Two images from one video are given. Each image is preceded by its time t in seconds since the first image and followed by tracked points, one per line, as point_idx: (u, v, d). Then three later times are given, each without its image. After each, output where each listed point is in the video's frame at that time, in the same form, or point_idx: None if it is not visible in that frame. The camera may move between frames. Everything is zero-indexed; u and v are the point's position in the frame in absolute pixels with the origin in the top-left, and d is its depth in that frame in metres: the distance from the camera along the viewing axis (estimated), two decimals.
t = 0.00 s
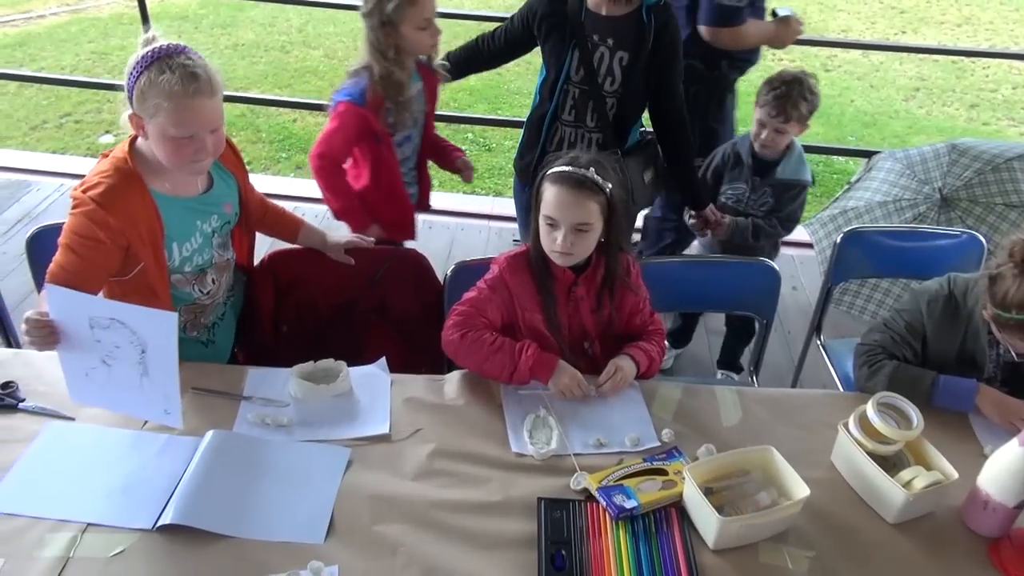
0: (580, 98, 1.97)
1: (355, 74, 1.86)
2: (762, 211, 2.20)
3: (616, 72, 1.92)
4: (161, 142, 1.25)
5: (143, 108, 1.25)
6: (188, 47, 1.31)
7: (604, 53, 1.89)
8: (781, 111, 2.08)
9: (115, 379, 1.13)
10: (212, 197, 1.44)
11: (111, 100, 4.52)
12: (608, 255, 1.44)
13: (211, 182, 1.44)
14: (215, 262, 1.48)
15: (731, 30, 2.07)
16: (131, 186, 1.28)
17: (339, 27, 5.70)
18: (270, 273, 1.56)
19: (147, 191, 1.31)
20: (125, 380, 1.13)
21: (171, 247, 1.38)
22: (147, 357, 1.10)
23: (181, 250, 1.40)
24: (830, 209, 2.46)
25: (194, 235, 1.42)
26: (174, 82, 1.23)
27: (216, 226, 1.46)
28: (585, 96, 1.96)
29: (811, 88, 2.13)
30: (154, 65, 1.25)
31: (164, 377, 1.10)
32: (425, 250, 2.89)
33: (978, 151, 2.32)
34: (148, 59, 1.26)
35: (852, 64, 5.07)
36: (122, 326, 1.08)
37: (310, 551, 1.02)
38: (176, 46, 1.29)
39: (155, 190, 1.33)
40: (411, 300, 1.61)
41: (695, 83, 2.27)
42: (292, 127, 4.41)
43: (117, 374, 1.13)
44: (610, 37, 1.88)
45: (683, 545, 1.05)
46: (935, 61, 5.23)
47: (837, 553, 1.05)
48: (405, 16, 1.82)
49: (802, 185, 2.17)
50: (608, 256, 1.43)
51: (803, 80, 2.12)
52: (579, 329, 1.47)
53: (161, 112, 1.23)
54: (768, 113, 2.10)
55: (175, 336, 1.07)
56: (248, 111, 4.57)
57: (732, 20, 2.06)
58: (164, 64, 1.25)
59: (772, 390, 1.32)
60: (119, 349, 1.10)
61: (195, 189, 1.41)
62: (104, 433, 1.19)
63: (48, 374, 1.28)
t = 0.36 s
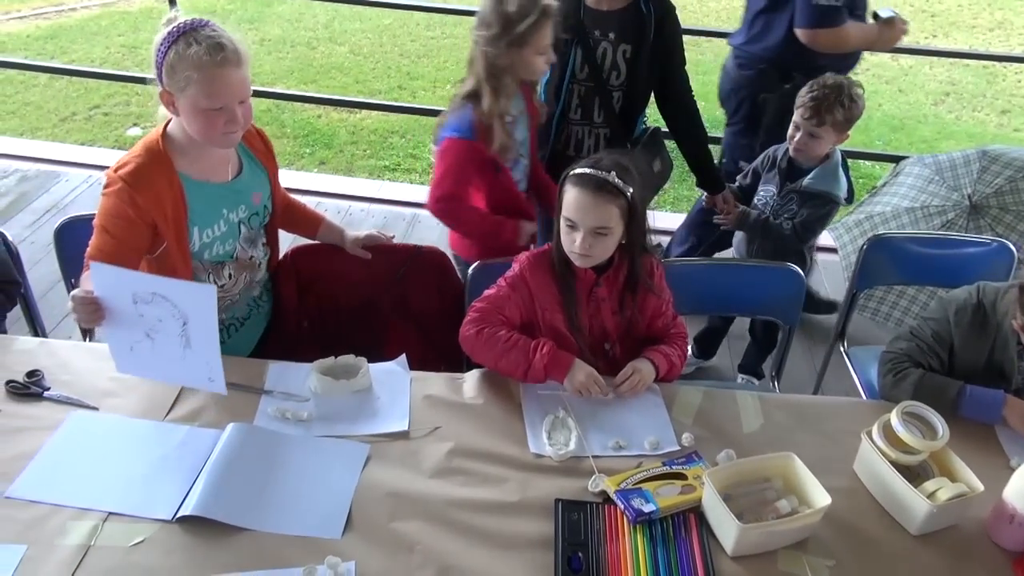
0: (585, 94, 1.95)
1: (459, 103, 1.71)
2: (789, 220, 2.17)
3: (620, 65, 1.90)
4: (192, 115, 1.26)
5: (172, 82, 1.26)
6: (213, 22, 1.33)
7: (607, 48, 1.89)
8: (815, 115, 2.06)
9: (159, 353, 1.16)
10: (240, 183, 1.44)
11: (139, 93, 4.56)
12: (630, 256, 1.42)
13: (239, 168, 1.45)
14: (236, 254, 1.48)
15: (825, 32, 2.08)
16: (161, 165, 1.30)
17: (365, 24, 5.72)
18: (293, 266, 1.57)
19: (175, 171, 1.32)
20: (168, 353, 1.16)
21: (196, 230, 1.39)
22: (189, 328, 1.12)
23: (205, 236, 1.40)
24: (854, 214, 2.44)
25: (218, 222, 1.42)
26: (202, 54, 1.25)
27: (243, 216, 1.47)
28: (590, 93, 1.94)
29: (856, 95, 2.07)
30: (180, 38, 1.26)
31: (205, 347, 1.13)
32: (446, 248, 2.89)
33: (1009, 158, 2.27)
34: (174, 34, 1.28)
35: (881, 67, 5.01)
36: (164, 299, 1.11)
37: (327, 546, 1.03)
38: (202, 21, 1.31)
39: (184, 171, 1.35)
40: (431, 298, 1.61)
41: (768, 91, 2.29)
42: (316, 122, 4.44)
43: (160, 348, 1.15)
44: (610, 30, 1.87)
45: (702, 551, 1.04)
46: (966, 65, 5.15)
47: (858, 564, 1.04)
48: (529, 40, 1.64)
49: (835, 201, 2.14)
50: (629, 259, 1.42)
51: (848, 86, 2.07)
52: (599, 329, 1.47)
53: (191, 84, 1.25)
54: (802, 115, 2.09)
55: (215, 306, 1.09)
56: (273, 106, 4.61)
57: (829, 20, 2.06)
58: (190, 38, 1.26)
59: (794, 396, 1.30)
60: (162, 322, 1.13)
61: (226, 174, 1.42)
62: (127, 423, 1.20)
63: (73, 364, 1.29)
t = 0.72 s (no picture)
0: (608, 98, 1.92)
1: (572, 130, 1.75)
2: (793, 219, 2.14)
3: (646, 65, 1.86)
4: (231, 119, 1.27)
5: (214, 84, 1.27)
6: (259, 27, 1.34)
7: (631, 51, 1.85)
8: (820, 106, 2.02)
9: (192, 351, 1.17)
10: (271, 187, 1.45)
11: (167, 87, 4.61)
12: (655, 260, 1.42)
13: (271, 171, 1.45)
14: (256, 262, 1.46)
15: (929, 32, 1.89)
16: (195, 164, 1.32)
17: (390, 22, 5.74)
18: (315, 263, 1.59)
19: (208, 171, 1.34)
20: (202, 351, 1.17)
21: (221, 230, 1.39)
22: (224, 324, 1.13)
23: (230, 237, 1.40)
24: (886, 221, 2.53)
25: (245, 225, 1.42)
26: (247, 62, 1.25)
27: (272, 223, 1.47)
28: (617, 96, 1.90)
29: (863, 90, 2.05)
30: (226, 41, 1.27)
31: (240, 345, 1.14)
32: (467, 247, 2.89)
33: None
34: (221, 36, 1.28)
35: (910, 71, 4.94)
36: (202, 296, 1.12)
37: (345, 543, 1.03)
38: (249, 24, 1.31)
39: (217, 171, 1.36)
40: (453, 297, 1.61)
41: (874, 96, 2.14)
42: (340, 120, 4.46)
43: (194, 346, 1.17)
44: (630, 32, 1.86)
45: (721, 558, 1.03)
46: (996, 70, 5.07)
47: None
48: (649, 57, 1.68)
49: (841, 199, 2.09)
50: (654, 263, 1.41)
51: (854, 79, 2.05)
52: (621, 333, 1.46)
53: (232, 89, 1.25)
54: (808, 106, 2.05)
55: (251, 304, 1.11)
56: (298, 103, 4.63)
57: (936, 21, 1.87)
58: (237, 43, 1.27)
59: (818, 403, 1.29)
60: (198, 318, 1.14)
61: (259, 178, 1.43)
62: (149, 416, 1.21)
63: (97, 356, 1.31)
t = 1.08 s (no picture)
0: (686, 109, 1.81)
1: (694, 127, 1.69)
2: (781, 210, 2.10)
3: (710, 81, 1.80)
4: (251, 140, 1.28)
5: (236, 105, 1.27)
6: (289, 50, 1.34)
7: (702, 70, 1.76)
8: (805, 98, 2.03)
9: (241, 373, 1.15)
10: (285, 205, 1.45)
11: (194, 83, 4.66)
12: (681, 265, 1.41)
13: (286, 189, 1.45)
14: (260, 274, 1.46)
15: None
16: (211, 182, 1.33)
17: (415, 21, 5.76)
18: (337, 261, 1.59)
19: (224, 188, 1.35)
20: (249, 374, 1.15)
21: (229, 244, 1.40)
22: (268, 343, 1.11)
23: (239, 253, 1.41)
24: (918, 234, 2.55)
25: (256, 242, 1.43)
26: (272, 88, 1.25)
27: (282, 239, 1.47)
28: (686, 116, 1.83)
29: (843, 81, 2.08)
30: (254, 64, 1.27)
31: (285, 363, 1.12)
32: (489, 246, 2.89)
33: None
34: (247, 59, 1.28)
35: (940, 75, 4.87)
36: (243, 316, 1.11)
37: (365, 542, 1.03)
38: (278, 47, 1.32)
39: (233, 188, 1.37)
40: (476, 298, 1.61)
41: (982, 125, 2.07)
42: (364, 117, 4.48)
43: (243, 370, 1.15)
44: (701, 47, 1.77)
45: (743, 567, 1.02)
46: None
47: None
48: (769, 55, 1.65)
49: (825, 185, 2.09)
50: (679, 271, 1.41)
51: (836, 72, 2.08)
52: (644, 335, 1.45)
53: (256, 113, 1.26)
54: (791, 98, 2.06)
55: (292, 318, 1.08)
56: (323, 101, 4.66)
57: None
58: (265, 67, 1.27)
59: (843, 411, 1.27)
60: (242, 338, 1.12)
61: (274, 195, 1.43)
62: (173, 410, 1.22)
63: (123, 349, 1.32)
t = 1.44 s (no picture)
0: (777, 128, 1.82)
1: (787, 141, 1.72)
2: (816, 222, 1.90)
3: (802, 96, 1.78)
4: (249, 116, 1.28)
5: (238, 79, 1.28)
6: (297, 29, 1.34)
7: (787, 86, 1.78)
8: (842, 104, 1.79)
9: (265, 379, 1.16)
10: (298, 193, 1.42)
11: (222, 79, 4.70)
12: (708, 270, 1.39)
13: (301, 177, 1.43)
14: (275, 265, 1.45)
15: None
16: (223, 165, 1.33)
17: (442, 20, 5.77)
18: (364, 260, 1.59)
19: (236, 173, 1.35)
20: (272, 377, 1.16)
21: (241, 231, 1.39)
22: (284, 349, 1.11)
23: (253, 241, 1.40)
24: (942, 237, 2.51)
25: (267, 230, 1.41)
26: (265, 61, 1.25)
27: (297, 228, 1.44)
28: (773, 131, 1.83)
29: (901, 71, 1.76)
30: (255, 39, 1.28)
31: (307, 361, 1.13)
32: (513, 246, 2.89)
33: None
34: (248, 35, 1.29)
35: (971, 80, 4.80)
36: (251, 335, 1.09)
37: (387, 540, 1.03)
38: (284, 25, 1.32)
39: (245, 174, 1.36)
40: (499, 297, 1.60)
41: None
42: (389, 115, 4.49)
43: (265, 375, 1.16)
44: (787, 64, 1.77)
45: None
46: None
47: None
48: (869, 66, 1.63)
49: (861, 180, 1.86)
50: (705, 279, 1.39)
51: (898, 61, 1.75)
52: (669, 339, 1.44)
53: (252, 86, 1.26)
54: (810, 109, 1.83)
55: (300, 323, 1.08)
56: (349, 98, 4.68)
57: None
58: (263, 41, 1.27)
59: (871, 420, 1.25)
60: (257, 353, 1.12)
61: (288, 181, 1.41)
62: (198, 404, 1.23)
63: (150, 342, 1.33)
